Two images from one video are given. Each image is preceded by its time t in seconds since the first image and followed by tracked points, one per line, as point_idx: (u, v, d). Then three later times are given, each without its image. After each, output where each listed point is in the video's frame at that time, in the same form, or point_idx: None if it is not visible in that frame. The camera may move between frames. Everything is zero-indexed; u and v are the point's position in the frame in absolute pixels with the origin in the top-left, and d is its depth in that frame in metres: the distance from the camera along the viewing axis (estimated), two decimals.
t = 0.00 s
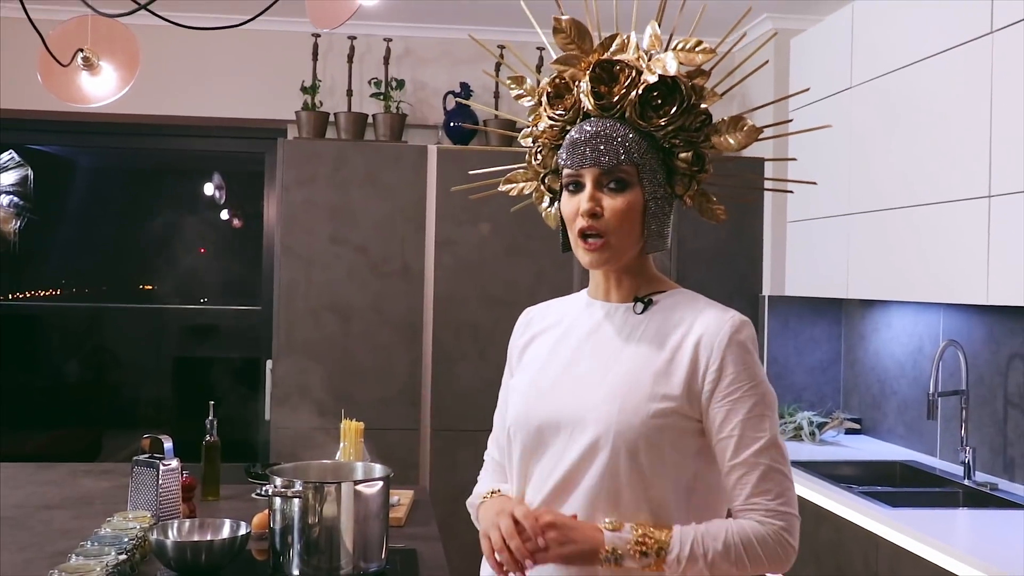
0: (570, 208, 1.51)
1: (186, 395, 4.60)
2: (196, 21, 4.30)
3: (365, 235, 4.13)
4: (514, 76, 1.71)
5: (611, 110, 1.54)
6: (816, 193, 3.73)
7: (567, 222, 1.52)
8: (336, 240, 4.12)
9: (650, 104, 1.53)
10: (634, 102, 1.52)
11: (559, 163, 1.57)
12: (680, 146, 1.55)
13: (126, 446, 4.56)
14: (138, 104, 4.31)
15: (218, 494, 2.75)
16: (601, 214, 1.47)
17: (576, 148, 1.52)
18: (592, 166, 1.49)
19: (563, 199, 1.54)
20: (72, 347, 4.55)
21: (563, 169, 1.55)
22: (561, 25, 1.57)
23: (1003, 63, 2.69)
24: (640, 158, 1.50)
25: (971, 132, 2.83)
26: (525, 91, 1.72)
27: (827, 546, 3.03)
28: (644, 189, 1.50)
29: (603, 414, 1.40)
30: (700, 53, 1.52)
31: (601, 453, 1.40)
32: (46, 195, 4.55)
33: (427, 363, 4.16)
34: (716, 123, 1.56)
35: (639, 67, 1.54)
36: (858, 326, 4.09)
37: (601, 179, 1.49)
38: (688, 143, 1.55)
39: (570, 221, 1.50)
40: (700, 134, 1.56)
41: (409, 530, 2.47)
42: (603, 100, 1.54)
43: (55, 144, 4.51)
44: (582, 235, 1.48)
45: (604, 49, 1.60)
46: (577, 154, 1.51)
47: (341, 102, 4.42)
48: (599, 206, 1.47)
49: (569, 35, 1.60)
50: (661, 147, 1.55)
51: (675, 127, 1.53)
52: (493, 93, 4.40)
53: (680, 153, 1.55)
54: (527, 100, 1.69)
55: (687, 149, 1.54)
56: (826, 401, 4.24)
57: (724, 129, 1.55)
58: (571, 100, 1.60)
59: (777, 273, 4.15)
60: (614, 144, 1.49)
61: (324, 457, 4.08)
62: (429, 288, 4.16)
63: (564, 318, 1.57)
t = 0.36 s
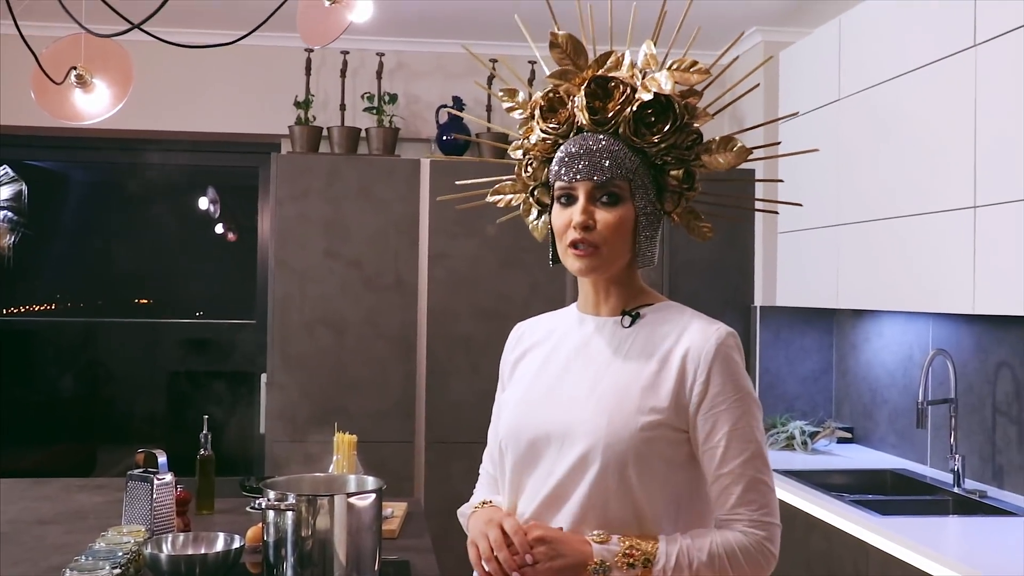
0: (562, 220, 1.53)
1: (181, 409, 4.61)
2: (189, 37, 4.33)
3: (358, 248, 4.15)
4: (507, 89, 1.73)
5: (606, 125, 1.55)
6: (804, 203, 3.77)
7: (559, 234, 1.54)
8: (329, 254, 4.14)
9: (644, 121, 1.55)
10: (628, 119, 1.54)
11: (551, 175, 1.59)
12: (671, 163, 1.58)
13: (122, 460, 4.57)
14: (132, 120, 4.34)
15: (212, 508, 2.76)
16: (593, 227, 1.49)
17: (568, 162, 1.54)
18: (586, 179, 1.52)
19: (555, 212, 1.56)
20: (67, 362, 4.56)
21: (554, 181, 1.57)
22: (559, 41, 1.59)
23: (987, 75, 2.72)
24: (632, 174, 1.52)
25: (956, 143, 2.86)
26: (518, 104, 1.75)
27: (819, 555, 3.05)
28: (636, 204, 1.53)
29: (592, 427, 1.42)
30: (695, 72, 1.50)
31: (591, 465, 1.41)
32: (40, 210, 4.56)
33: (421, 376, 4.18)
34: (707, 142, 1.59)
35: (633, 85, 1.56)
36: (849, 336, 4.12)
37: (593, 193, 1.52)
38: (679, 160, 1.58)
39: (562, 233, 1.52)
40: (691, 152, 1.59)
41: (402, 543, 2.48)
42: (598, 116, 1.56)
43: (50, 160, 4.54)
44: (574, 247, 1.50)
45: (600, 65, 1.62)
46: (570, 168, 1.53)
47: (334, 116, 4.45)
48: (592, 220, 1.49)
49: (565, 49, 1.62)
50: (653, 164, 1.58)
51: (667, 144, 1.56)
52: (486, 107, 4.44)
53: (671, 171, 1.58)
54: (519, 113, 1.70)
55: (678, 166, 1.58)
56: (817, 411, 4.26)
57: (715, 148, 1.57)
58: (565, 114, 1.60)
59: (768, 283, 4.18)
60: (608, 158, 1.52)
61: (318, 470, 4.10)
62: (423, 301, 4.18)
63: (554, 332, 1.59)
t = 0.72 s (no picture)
0: (538, 234, 1.54)
1: (154, 420, 4.59)
2: (161, 47, 4.32)
3: (331, 259, 4.15)
4: (479, 104, 1.74)
5: (579, 139, 1.57)
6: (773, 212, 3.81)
7: (535, 247, 1.55)
8: (302, 264, 4.14)
9: (616, 134, 1.57)
10: (601, 132, 1.56)
11: (526, 190, 1.60)
12: (644, 176, 1.60)
13: (93, 472, 4.53)
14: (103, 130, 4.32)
15: (184, 519, 2.75)
16: (570, 241, 1.51)
17: (543, 176, 1.55)
18: (560, 193, 1.53)
19: (530, 226, 1.57)
20: (38, 373, 4.52)
21: (529, 196, 1.58)
22: (530, 56, 1.60)
23: (949, 89, 2.78)
24: (606, 188, 1.54)
25: (920, 155, 2.91)
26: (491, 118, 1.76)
27: (789, 562, 3.08)
28: (610, 217, 1.54)
29: (567, 435, 1.43)
30: (665, 86, 1.55)
31: (564, 472, 1.43)
32: (10, 220, 4.53)
33: (394, 386, 4.18)
34: (679, 153, 1.61)
35: (605, 98, 1.57)
36: (820, 344, 4.16)
37: (568, 207, 1.53)
38: (652, 172, 1.60)
39: (538, 247, 1.54)
40: (663, 164, 1.60)
41: (374, 552, 2.49)
42: (571, 130, 1.58)
43: (20, 170, 4.51)
44: (550, 261, 1.51)
45: (571, 79, 1.63)
46: (544, 182, 1.55)
47: (307, 127, 4.46)
48: (568, 234, 1.51)
49: (537, 64, 1.63)
50: (627, 176, 1.60)
51: (640, 156, 1.57)
52: (459, 118, 4.46)
53: (644, 183, 1.60)
54: (492, 126, 1.72)
55: (651, 178, 1.60)
56: (788, 418, 4.31)
57: (686, 159, 1.61)
58: (538, 129, 1.62)
59: (739, 292, 4.22)
60: (583, 172, 1.53)
61: (291, 481, 4.09)
62: (396, 311, 4.18)
63: (529, 341, 1.61)
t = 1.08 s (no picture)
0: (491, 242, 1.56)
1: (103, 428, 4.52)
2: (111, 51, 4.27)
3: (284, 265, 4.12)
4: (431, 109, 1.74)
5: (532, 148, 1.58)
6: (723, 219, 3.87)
7: (488, 255, 1.56)
8: (254, 271, 4.11)
9: (569, 143, 1.58)
10: (555, 141, 1.57)
11: (478, 197, 1.61)
12: (596, 184, 1.62)
13: (40, 482, 4.45)
14: (52, 134, 4.26)
15: (133, 528, 2.72)
16: (524, 249, 1.52)
17: (496, 184, 1.56)
18: (513, 201, 1.54)
19: (483, 233, 1.58)
20: None
21: (482, 204, 1.59)
22: (483, 65, 1.58)
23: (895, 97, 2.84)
24: (559, 196, 1.56)
25: (865, 164, 2.98)
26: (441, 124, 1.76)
27: (739, 565, 3.13)
28: (562, 225, 1.56)
29: (519, 441, 1.44)
30: (618, 97, 1.56)
31: (517, 478, 1.44)
32: None
33: (347, 392, 4.16)
34: (630, 162, 1.63)
35: (558, 107, 1.60)
36: (770, 349, 4.22)
37: (521, 215, 1.55)
38: (603, 181, 1.62)
39: (492, 255, 1.55)
40: (615, 174, 1.62)
41: (325, 560, 2.48)
42: (524, 138, 1.59)
43: None
44: (504, 268, 1.53)
45: (524, 87, 1.62)
46: (497, 190, 1.56)
47: (260, 132, 4.43)
48: (523, 241, 1.52)
49: (489, 72, 1.61)
50: (579, 184, 1.61)
51: (593, 165, 1.59)
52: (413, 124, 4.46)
53: (596, 192, 1.62)
54: (442, 133, 1.73)
55: (603, 187, 1.62)
56: (739, 423, 4.36)
57: (637, 167, 1.63)
58: (491, 137, 1.62)
59: (691, 298, 4.28)
60: (535, 181, 1.54)
61: (243, 489, 4.05)
62: (349, 318, 4.17)
63: (479, 347, 1.61)
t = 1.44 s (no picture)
0: (454, 240, 1.55)
1: (64, 430, 4.46)
2: (71, 48, 4.22)
3: (247, 264, 4.09)
4: (392, 110, 1.74)
5: (493, 146, 1.57)
6: (687, 218, 3.90)
7: (450, 254, 1.56)
8: (218, 270, 4.07)
9: (531, 140, 1.58)
10: (515, 138, 1.56)
11: (441, 197, 1.61)
12: (558, 181, 1.62)
13: None
14: (10, 132, 4.20)
15: (93, 530, 2.68)
16: (486, 247, 1.52)
17: (458, 182, 1.56)
18: (475, 200, 1.54)
19: (446, 232, 1.58)
20: None
21: (444, 203, 1.59)
22: (443, 63, 1.57)
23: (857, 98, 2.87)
24: (521, 194, 1.56)
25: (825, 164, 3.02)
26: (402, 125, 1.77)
27: (703, 562, 3.15)
28: (524, 223, 1.56)
29: (484, 440, 1.43)
30: (578, 92, 1.58)
31: (481, 478, 1.43)
32: None
33: (312, 392, 4.14)
34: (591, 158, 1.64)
35: (518, 105, 1.60)
36: (734, 347, 4.26)
37: (482, 214, 1.54)
38: (565, 177, 1.62)
39: (455, 254, 1.55)
40: (577, 169, 1.63)
41: (289, 559, 2.46)
42: (485, 136, 1.58)
43: None
44: (468, 267, 1.53)
45: (484, 86, 1.62)
46: (459, 189, 1.56)
47: (223, 130, 4.39)
48: (485, 240, 1.52)
49: (449, 71, 1.60)
50: (540, 181, 1.62)
51: (554, 161, 1.59)
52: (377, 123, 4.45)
53: (558, 188, 1.63)
54: (403, 133, 1.73)
55: (565, 183, 1.62)
56: (704, 421, 4.39)
57: (599, 163, 1.64)
58: (452, 135, 1.62)
59: (655, 297, 4.30)
60: (496, 179, 1.54)
61: (206, 490, 4.01)
62: (314, 317, 4.15)
63: (442, 347, 1.60)
